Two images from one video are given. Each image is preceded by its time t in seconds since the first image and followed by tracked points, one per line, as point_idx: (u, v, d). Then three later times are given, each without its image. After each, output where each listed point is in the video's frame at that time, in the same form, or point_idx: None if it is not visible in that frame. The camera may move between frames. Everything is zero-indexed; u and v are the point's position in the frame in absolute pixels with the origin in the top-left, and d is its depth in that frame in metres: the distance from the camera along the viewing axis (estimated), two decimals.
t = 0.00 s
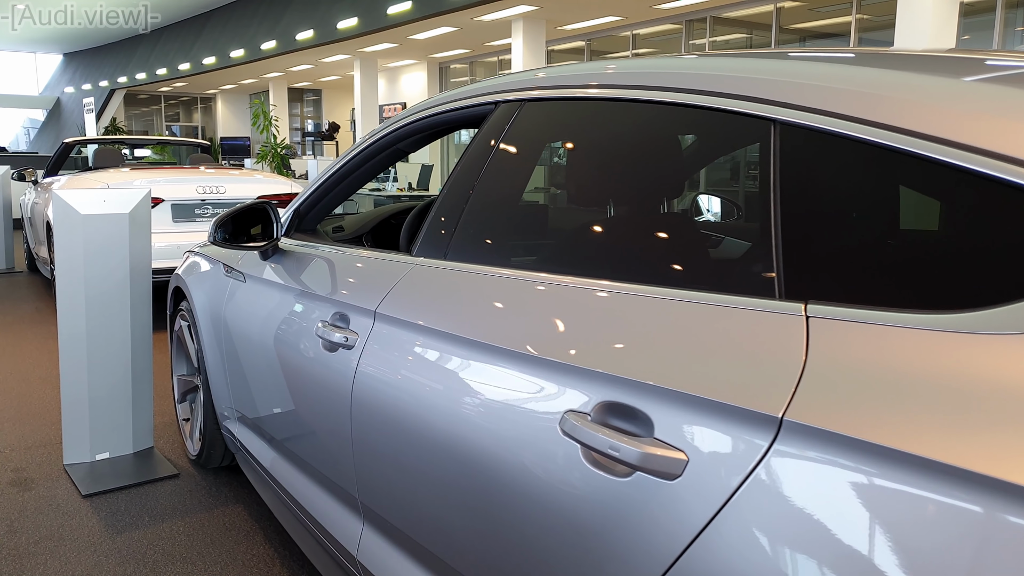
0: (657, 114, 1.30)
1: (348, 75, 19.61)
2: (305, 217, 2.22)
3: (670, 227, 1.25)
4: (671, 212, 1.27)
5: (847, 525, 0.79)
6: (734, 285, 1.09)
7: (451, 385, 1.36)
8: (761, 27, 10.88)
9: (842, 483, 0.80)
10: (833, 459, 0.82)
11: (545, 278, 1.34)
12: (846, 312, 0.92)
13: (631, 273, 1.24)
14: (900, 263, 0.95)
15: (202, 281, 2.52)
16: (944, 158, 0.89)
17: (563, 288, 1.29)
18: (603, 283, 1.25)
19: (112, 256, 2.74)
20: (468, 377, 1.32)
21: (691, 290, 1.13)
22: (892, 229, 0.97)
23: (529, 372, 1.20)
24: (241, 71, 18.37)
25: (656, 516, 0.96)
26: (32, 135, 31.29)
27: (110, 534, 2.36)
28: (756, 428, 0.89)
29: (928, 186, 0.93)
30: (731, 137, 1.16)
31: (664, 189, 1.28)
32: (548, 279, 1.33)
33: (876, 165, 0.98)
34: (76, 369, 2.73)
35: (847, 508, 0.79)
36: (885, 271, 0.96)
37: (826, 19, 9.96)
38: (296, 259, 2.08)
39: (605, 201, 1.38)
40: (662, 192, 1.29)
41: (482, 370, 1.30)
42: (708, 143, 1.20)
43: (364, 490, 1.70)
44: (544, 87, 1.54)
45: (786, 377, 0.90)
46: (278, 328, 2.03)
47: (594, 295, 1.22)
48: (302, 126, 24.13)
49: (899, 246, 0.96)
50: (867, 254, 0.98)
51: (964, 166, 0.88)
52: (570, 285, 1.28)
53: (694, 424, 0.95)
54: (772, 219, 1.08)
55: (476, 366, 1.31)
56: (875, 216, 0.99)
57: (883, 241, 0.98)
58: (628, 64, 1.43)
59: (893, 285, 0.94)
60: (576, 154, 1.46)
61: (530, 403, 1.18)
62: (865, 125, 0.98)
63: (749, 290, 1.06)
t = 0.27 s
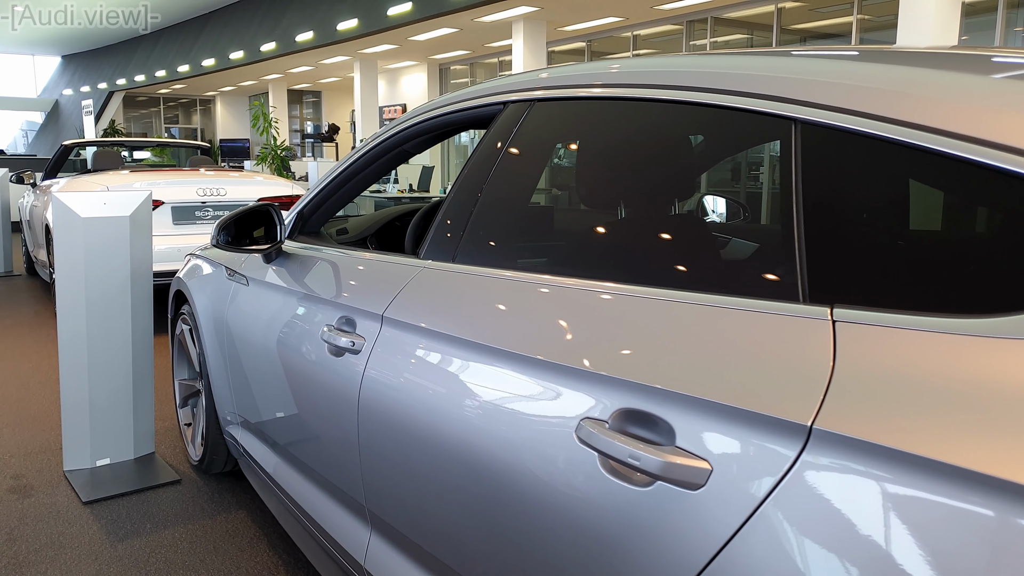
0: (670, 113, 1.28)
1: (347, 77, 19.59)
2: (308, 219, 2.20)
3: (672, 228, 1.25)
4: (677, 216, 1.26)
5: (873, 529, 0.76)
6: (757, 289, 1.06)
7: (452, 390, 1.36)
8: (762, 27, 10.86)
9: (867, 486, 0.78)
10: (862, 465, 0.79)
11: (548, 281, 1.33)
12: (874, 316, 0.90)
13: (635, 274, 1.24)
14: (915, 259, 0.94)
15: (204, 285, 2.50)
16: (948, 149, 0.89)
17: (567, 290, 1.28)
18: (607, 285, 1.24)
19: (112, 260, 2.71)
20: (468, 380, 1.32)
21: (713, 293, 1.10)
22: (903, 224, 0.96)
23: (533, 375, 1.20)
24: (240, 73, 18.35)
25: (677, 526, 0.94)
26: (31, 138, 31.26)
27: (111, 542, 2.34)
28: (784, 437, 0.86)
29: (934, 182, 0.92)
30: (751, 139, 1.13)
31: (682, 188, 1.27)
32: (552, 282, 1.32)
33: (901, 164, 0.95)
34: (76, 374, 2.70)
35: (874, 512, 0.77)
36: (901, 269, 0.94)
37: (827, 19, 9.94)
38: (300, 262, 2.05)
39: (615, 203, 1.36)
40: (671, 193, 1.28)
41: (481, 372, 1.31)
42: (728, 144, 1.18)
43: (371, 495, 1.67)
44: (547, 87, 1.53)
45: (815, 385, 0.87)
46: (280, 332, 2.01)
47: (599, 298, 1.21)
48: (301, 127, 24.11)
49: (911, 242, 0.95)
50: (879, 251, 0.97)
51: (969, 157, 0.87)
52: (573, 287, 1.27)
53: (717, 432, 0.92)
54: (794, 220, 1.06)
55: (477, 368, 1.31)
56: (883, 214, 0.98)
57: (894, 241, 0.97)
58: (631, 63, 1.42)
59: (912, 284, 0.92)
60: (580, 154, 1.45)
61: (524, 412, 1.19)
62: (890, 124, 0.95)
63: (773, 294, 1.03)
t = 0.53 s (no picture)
0: (678, 110, 1.25)
1: (343, 78, 19.55)
2: (309, 221, 2.17)
3: (675, 228, 1.24)
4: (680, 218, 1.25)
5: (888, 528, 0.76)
6: (778, 292, 1.04)
7: (453, 392, 1.36)
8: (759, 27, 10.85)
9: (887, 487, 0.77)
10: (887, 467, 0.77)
11: (549, 282, 1.33)
12: (900, 318, 0.87)
13: (635, 274, 1.24)
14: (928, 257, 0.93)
15: (203, 288, 2.47)
16: (967, 144, 0.87)
17: (569, 292, 1.28)
18: (608, 286, 1.24)
19: (109, 263, 2.68)
20: (470, 381, 1.32)
21: (728, 293, 1.08)
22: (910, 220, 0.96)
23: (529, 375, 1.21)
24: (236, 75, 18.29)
25: (698, 534, 0.92)
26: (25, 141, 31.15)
27: (111, 550, 2.31)
28: (813, 444, 0.84)
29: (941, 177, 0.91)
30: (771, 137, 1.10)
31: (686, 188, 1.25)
32: (553, 282, 1.32)
33: (921, 159, 0.93)
34: (74, 380, 2.67)
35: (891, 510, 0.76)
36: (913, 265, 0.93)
37: (824, 19, 9.94)
38: (301, 265, 2.02)
39: (623, 203, 1.34)
40: (668, 194, 1.28)
41: (481, 373, 1.31)
42: (736, 140, 1.16)
43: (376, 500, 1.65)
44: (546, 86, 1.52)
45: (838, 390, 0.85)
46: (281, 335, 1.98)
47: (600, 298, 1.21)
48: (298, 129, 24.06)
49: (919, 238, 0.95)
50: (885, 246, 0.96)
51: (989, 152, 0.85)
52: (574, 288, 1.27)
53: (740, 437, 0.90)
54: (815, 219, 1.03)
55: (478, 369, 1.31)
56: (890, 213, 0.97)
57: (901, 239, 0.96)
58: (630, 61, 1.41)
59: (930, 283, 0.91)
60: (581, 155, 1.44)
61: (527, 414, 1.19)
62: (911, 119, 0.93)
63: (793, 296, 1.01)
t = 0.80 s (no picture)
0: (689, 107, 1.23)
1: (340, 79, 19.50)
2: (309, 222, 2.15)
3: (676, 228, 1.23)
4: (681, 219, 1.24)
5: (909, 539, 0.73)
6: (793, 292, 1.02)
7: (452, 393, 1.35)
8: (757, 27, 10.84)
9: (902, 498, 0.75)
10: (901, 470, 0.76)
11: (548, 282, 1.32)
12: (925, 320, 0.85)
13: (635, 273, 1.23)
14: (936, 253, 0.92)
15: (202, 290, 2.44)
16: (993, 141, 0.85)
17: (569, 292, 1.27)
18: (608, 286, 1.23)
19: (107, 264, 2.66)
20: (467, 382, 1.32)
21: (735, 296, 1.07)
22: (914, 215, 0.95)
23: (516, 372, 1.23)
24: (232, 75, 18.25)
25: (716, 544, 0.89)
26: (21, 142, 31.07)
27: (108, 555, 2.28)
28: (838, 452, 0.81)
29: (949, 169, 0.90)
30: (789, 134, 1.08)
31: (693, 189, 1.24)
32: (552, 283, 1.31)
33: (944, 155, 0.91)
34: (71, 382, 2.64)
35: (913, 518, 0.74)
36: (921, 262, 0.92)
37: (823, 19, 9.93)
38: (302, 266, 2.00)
39: (632, 202, 1.31)
40: (667, 196, 1.27)
41: (476, 373, 1.31)
42: (743, 138, 1.15)
43: (379, 504, 1.63)
44: (546, 85, 1.51)
45: (837, 389, 0.84)
46: (280, 337, 1.96)
47: (600, 298, 1.21)
48: (294, 130, 24.01)
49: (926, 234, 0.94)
50: (890, 242, 0.95)
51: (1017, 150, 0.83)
52: (574, 288, 1.27)
53: (761, 444, 0.88)
54: (836, 219, 1.01)
55: (474, 370, 1.31)
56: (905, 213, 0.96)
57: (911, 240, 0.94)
58: (631, 59, 1.40)
59: (949, 285, 0.89)
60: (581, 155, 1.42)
61: (515, 414, 1.21)
62: (931, 115, 0.91)
63: (814, 298, 0.99)
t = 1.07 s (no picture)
0: (698, 102, 1.22)
1: (338, 77, 19.46)
2: (310, 220, 2.12)
3: (678, 227, 1.22)
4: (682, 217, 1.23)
5: (934, 550, 0.71)
6: (806, 292, 1.00)
7: (452, 393, 1.33)
8: (758, 26, 10.82)
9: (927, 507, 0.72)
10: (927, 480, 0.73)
11: (548, 281, 1.31)
12: (953, 322, 0.82)
13: (637, 273, 1.23)
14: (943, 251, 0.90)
15: (201, 290, 2.41)
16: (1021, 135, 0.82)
17: (571, 292, 1.25)
18: (609, 285, 1.22)
19: (104, 263, 2.63)
20: (465, 381, 1.31)
21: (741, 296, 1.05)
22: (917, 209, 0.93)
23: (509, 369, 1.23)
24: (230, 74, 18.20)
25: (734, 552, 0.86)
26: (17, 141, 30.98)
27: (105, 557, 2.25)
28: (866, 459, 0.78)
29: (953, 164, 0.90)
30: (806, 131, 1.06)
31: (701, 188, 1.22)
32: (552, 282, 1.30)
33: (966, 151, 0.88)
34: (67, 382, 2.61)
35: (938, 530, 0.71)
36: (930, 258, 0.90)
37: (824, 18, 9.92)
38: (303, 265, 1.98)
39: (641, 200, 1.30)
40: (666, 198, 1.26)
41: (476, 373, 1.29)
42: (752, 134, 1.14)
43: (384, 509, 1.59)
44: (547, 82, 1.50)
45: (851, 392, 0.83)
46: (280, 338, 1.94)
47: (601, 297, 1.19)
48: (292, 129, 23.96)
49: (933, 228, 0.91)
50: (897, 239, 0.94)
51: None
52: (574, 288, 1.25)
53: (782, 450, 0.85)
54: (861, 219, 0.98)
55: (471, 369, 1.30)
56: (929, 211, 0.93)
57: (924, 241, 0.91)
58: (635, 54, 1.39)
59: (976, 285, 0.86)
60: (581, 152, 1.41)
61: (508, 413, 1.21)
62: (951, 109, 0.89)
63: (836, 300, 0.96)
